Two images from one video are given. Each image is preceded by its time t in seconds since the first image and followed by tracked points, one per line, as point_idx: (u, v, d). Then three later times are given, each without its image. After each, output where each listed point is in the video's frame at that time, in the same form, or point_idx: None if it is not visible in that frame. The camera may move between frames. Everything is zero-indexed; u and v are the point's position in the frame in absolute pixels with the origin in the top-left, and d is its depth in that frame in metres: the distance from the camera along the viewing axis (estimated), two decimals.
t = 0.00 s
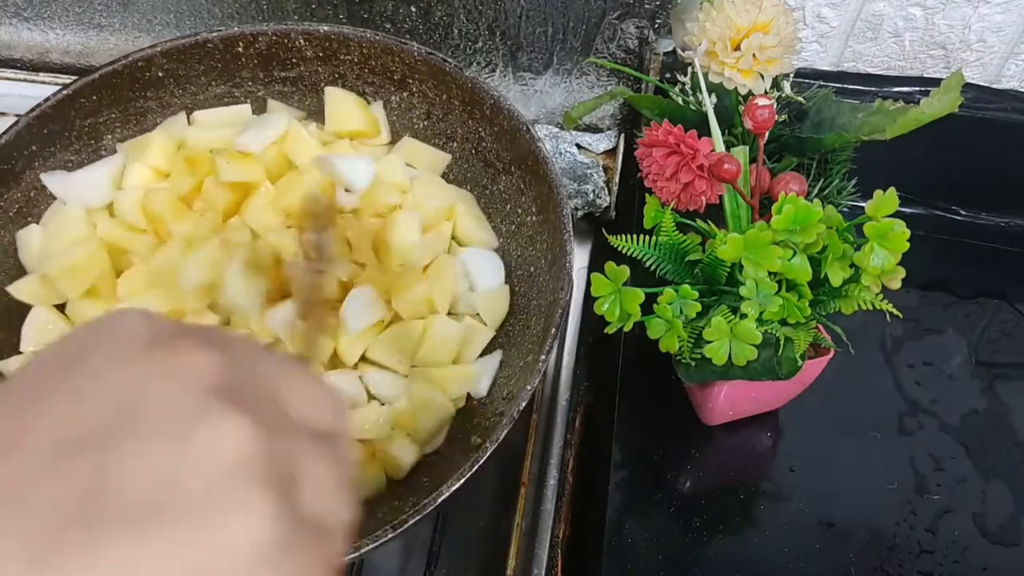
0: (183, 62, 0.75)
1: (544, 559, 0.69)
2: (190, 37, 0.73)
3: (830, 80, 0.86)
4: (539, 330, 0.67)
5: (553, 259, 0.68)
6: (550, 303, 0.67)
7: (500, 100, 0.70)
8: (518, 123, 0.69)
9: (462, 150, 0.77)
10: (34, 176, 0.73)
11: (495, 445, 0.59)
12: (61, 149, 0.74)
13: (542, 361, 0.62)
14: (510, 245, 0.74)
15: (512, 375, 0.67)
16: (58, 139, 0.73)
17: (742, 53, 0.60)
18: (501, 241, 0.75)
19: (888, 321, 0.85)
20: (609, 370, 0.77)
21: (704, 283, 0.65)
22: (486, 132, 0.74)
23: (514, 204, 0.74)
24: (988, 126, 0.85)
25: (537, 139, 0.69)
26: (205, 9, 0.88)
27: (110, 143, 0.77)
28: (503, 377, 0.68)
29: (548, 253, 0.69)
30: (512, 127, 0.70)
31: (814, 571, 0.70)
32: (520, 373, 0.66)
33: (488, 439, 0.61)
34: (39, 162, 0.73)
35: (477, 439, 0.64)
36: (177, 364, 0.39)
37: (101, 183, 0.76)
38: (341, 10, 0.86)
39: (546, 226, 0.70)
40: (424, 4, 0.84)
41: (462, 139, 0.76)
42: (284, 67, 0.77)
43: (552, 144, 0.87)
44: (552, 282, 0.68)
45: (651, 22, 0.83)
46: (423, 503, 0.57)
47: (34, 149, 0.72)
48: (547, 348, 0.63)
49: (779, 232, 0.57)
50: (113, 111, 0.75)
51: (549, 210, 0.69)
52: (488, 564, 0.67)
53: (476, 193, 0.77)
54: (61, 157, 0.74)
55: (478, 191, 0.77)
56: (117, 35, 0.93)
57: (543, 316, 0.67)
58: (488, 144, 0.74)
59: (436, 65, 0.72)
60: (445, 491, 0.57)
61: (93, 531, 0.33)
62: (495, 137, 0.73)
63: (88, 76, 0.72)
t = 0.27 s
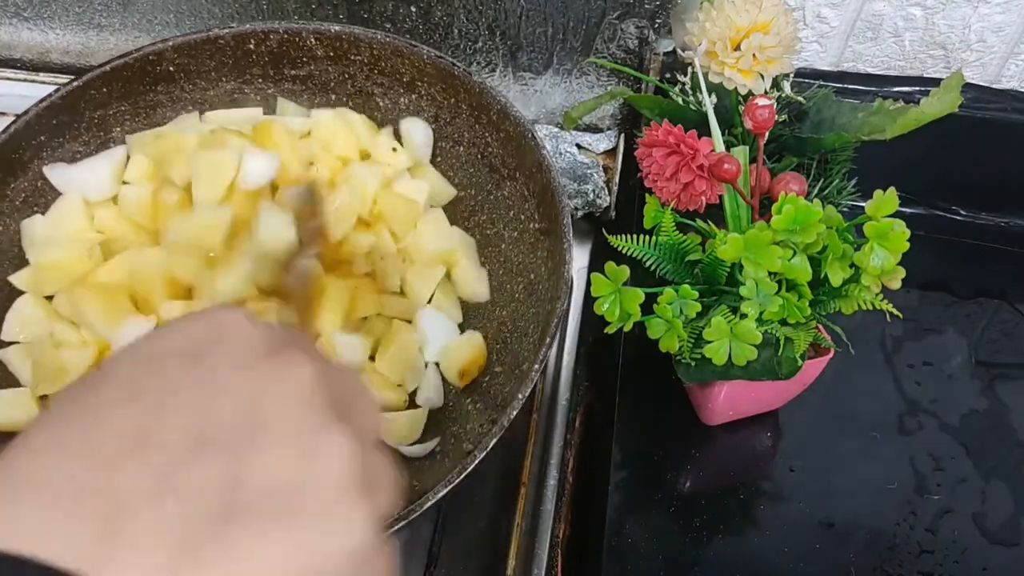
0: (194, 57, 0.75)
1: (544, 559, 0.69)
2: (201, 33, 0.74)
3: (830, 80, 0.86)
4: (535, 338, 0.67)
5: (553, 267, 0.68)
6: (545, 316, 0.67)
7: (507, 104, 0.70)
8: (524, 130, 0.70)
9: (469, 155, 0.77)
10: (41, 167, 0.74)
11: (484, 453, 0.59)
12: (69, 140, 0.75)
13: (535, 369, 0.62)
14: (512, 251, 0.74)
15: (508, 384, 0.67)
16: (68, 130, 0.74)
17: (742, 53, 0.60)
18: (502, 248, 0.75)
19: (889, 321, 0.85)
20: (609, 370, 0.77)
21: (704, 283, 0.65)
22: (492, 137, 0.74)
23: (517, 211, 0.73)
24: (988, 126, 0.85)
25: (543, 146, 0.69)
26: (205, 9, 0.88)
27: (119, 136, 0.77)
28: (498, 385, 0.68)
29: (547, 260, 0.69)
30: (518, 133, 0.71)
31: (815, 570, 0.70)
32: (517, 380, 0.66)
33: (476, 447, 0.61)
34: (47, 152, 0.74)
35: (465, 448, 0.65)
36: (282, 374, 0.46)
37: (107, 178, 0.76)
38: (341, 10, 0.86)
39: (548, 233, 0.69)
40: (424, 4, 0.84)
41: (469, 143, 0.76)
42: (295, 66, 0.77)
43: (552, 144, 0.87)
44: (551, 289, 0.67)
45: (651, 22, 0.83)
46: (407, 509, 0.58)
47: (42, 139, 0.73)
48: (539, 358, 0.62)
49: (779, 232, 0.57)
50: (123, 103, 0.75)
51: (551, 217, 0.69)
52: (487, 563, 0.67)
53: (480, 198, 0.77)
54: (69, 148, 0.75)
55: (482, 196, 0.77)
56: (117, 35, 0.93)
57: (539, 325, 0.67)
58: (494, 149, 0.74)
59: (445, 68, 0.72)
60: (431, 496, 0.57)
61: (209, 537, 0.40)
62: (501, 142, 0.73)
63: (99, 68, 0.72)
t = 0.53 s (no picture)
0: (196, 56, 0.75)
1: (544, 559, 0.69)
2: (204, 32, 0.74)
3: (830, 80, 0.86)
4: (535, 339, 0.67)
5: (554, 269, 0.68)
6: (545, 317, 0.67)
7: (508, 104, 0.70)
8: (526, 130, 0.70)
9: (470, 155, 0.77)
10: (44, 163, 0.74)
11: (481, 453, 0.59)
12: (71, 137, 0.75)
13: (533, 371, 0.62)
14: (512, 252, 0.73)
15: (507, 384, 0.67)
16: (70, 126, 0.74)
17: (742, 53, 0.60)
18: (502, 248, 0.74)
19: (889, 321, 0.85)
20: (609, 370, 0.77)
21: (704, 283, 0.65)
22: (494, 138, 0.74)
23: (518, 211, 0.73)
24: (988, 125, 0.85)
25: (543, 147, 0.69)
26: (205, 9, 0.88)
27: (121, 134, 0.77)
28: (497, 385, 0.68)
29: (548, 260, 0.69)
30: (519, 133, 0.71)
31: (815, 571, 0.70)
32: (516, 381, 0.66)
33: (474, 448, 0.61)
34: (49, 149, 0.74)
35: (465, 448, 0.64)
36: (205, 338, 0.41)
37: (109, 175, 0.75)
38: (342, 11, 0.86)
39: (548, 234, 0.69)
40: (424, 4, 0.84)
41: (470, 143, 0.76)
42: (297, 65, 0.77)
43: (552, 144, 0.87)
44: (552, 290, 0.67)
45: (651, 22, 0.83)
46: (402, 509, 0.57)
47: (45, 136, 0.73)
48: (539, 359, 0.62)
49: (779, 232, 0.57)
50: (125, 101, 0.76)
51: (552, 218, 0.69)
52: (488, 564, 0.67)
53: (481, 199, 0.76)
54: (71, 145, 0.75)
55: (483, 197, 0.76)
56: (117, 35, 0.93)
57: (539, 325, 0.67)
58: (496, 150, 0.74)
59: (447, 68, 0.72)
60: (428, 497, 0.57)
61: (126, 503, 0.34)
62: (502, 142, 0.73)
63: (101, 66, 0.72)
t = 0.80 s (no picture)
0: (197, 55, 0.75)
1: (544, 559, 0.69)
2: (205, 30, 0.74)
3: (830, 80, 0.86)
4: (535, 339, 0.67)
5: (553, 268, 0.68)
6: (545, 317, 0.67)
7: (508, 105, 0.70)
8: (527, 132, 0.70)
9: (471, 155, 0.77)
10: (45, 163, 0.74)
11: (482, 454, 0.59)
12: (72, 137, 0.74)
13: (534, 369, 0.62)
14: (512, 253, 0.74)
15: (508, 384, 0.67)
16: (70, 126, 0.74)
17: (742, 53, 0.60)
18: (503, 248, 0.75)
19: (889, 321, 0.85)
20: (609, 370, 0.77)
21: (704, 283, 0.65)
22: (494, 138, 0.74)
23: (518, 211, 0.74)
24: (988, 125, 0.85)
25: (543, 147, 0.69)
26: (205, 9, 0.88)
27: (122, 133, 0.77)
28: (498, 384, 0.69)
29: (547, 261, 0.69)
30: (519, 134, 0.71)
31: (815, 570, 0.70)
32: (516, 382, 0.66)
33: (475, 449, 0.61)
34: (50, 149, 0.74)
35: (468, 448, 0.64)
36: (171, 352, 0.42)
37: (112, 185, 0.76)
38: (342, 10, 0.86)
39: (547, 234, 0.70)
40: (424, 4, 0.84)
41: (471, 143, 0.76)
42: (297, 64, 0.77)
43: (552, 144, 0.87)
44: (551, 290, 0.68)
45: (651, 22, 0.83)
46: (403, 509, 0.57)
47: (45, 135, 0.73)
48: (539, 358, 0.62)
49: (779, 232, 0.57)
50: (127, 100, 0.75)
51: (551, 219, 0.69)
52: (488, 563, 0.68)
53: (481, 198, 0.77)
54: (72, 145, 0.75)
55: (484, 196, 0.77)
56: (117, 35, 0.93)
57: (539, 325, 0.68)
58: (496, 150, 0.74)
59: (448, 68, 0.72)
60: (428, 498, 0.57)
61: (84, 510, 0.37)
62: (502, 143, 0.73)
63: (102, 65, 0.72)
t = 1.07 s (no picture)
0: (194, 57, 0.75)
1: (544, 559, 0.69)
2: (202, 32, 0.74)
3: (830, 80, 0.86)
4: (535, 338, 0.67)
5: (554, 267, 0.68)
6: (546, 316, 0.67)
7: (507, 105, 0.70)
8: (526, 132, 0.70)
9: (469, 155, 0.77)
10: (42, 167, 0.74)
11: (485, 453, 0.59)
12: (69, 140, 0.75)
13: (535, 369, 0.62)
14: (512, 252, 0.74)
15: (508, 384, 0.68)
16: (67, 129, 0.74)
17: (742, 53, 0.60)
18: (504, 246, 0.75)
19: (889, 321, 0.85)
20: (609, 370, 0.77)
21: (703, 283, 0.65)
22: (492, 138, 0.74)
23: (518, 211, 0.74)
24: (988, 126, 0.85)
25: (542, 147, 0.69)
26: (205, 9, 0.88)
27: (119, 136, 0.77)
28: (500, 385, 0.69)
29: (548, 260, 0.69)
30: (519, 134, 0.71)
31: (815, 570, 0.70)
32: (517, 381, 0.67)
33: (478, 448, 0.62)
34: (47, 153, 0.74)
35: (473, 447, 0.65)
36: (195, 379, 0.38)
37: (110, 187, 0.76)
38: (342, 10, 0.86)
39: (547, 233, 0.70)
40: (424, 4, 0.84)
41: (470, 142, 0.76)
42: (295, 65, 0.77)
43: (552, 144, 0.87)
44: (552, 289, 0.68)
45: (651, 22, 0.83)
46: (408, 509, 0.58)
47: (42, 139, 0.73)
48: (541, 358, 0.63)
49: (779, 232, 0.57)
50: (124, 103, 0.75)
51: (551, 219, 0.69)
52: (488, 563, 0.68)
53: (480, 198, 0.77)
54: (69, 148, 0.75)
55: (483, 195, 0.77)
56: (117, 35, 0.93)
57: (539, 324, 0.68)
58: (495, 150, 0.74)
59: (446, 68, 0.72)
60: (433, 497, 0.57)
61: (83, 521, 0.34)
62: (501, 143, 0.73)
63: (99, 68, 0.72)
